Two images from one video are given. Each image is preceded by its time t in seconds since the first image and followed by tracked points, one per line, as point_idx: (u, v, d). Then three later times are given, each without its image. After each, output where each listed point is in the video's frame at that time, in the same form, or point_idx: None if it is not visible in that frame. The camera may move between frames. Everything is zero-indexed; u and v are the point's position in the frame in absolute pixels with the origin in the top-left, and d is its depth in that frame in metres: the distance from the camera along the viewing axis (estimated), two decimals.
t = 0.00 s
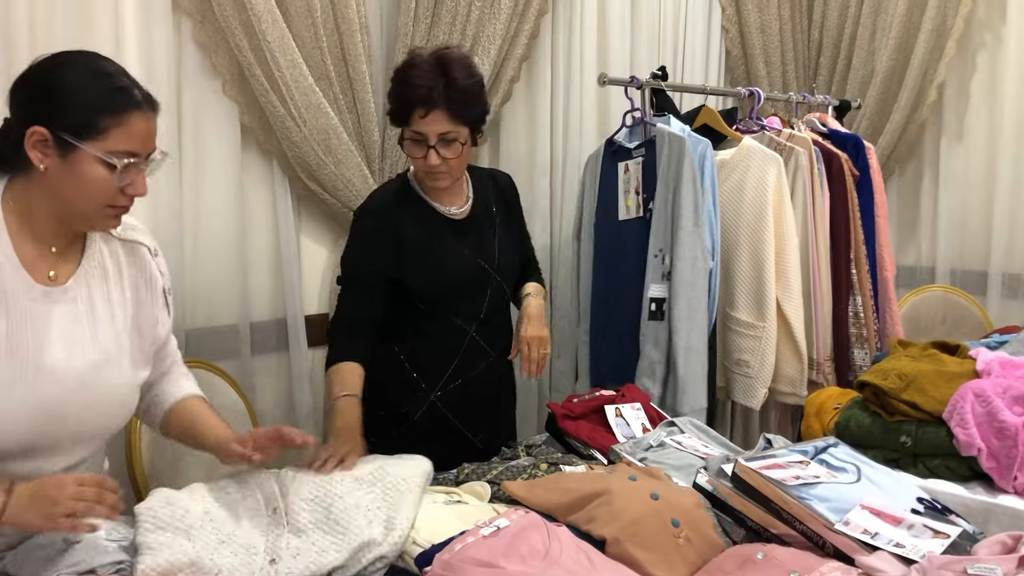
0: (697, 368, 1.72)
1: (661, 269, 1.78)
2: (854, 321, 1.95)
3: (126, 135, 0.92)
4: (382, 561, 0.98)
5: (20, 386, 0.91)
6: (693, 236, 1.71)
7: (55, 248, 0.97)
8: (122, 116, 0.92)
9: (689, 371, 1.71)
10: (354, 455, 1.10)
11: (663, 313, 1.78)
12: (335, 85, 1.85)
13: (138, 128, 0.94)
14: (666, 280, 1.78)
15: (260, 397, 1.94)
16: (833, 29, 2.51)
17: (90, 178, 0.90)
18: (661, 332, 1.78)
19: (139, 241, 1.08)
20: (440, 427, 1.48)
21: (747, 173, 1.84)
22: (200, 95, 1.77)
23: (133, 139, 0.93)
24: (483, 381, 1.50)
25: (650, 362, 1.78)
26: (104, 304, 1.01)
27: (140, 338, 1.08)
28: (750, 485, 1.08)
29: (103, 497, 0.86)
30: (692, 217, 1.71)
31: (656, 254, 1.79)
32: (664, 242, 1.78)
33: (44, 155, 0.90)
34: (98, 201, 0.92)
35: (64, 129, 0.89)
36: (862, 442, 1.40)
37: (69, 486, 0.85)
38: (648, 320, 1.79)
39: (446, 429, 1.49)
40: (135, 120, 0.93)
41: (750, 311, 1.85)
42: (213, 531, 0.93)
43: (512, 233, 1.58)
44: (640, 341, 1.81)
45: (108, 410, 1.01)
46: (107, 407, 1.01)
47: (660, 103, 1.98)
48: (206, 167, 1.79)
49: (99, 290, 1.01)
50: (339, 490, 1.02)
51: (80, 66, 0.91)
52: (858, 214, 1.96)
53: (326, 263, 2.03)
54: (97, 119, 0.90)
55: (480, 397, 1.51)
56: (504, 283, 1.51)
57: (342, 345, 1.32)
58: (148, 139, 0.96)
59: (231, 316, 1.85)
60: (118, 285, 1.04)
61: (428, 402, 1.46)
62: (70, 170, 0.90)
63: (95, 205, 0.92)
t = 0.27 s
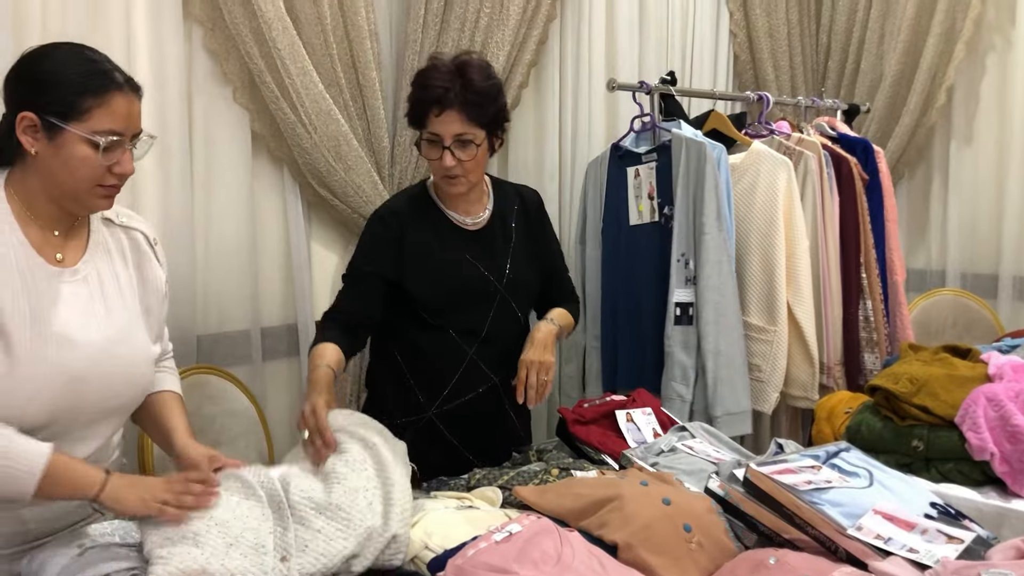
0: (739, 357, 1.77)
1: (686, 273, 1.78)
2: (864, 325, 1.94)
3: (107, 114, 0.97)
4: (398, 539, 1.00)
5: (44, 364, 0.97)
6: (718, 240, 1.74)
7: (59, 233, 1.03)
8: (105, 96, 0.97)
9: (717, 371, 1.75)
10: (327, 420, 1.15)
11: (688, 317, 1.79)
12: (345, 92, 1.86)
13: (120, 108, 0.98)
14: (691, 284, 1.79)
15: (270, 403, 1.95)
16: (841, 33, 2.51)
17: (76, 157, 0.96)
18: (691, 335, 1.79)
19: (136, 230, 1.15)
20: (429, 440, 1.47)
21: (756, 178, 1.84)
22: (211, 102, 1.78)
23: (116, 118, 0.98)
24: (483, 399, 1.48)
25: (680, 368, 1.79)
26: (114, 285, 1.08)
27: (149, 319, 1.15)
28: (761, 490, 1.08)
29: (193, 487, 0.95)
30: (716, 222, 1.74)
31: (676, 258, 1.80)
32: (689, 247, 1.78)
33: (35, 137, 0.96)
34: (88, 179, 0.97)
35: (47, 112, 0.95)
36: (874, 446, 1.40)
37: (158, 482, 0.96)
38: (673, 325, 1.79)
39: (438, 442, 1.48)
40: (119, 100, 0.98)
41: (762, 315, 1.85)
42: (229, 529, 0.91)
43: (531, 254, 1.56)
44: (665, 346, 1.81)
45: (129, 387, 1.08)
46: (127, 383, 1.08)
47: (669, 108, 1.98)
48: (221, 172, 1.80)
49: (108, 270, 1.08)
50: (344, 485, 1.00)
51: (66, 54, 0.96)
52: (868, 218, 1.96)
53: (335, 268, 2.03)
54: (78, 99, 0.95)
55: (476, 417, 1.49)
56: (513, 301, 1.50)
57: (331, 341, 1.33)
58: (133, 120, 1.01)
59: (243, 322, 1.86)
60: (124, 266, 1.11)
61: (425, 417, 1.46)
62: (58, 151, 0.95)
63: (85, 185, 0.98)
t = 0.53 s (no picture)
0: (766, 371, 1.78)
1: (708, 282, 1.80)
2: (881, 332, 1.93)
3: (108, 106, 1.01)
4: (418, 542, 1.02)
5: (70, 337, 1.02)
6: (741, 250, 1.76)
7: (72, 222, 1.07)
8: (106, 88, 1.01)
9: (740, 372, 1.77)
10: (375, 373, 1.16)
11: (710, 325, 1.80)
12: (363, 99, 1.88)
13: (121, 100, 1.02)
14: (712, 293, 1.80)
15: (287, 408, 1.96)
16: (858, 40, 2.50)
17: (78, 147, 1.00)
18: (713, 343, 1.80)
19: (147, 222, 1.20)
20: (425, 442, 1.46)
21: (773, 184, 1.84)
22: (230, 109, 1.80)
23: (117, 110, 1.02)
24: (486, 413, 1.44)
25: (702, 375, 1.79)
26: (127, 269, 1.13)
27: (166, 302, 1.19)
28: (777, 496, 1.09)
29: (202, 450, 0.96)
30: (739, 233, 1.76)
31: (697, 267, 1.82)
32: (710, 256, 1.79)
33: (42, 129, 1.00)
34: (92, 168, 1.01)
35: (52, 106, 0.99)
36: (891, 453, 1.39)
37: (168, 434, 0.95)
38: (695, 332, 1.80)
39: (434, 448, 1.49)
40: (120, 93, 1.02)
41: (778, 322, 1.84)
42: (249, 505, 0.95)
43: (535, 263, 1.52)
44: (687, 352, 1.82)
45: (151, 366, 1.13)
46: (150, 362, 1.12)
47: (685, 115, 1.99)
48: (241, 179, 1.82)
49: (122, 258, 1.13)
50: (355, 460, 1.04)
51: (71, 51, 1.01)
52: (885, 225, 1.96)
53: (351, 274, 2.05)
54: (80, 92, 0.99)
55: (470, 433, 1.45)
56: (512, 312, 1.47)
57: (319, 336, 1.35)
58: (135, 114, 1.05)
59: (260, 326, 1.87)
60: (137, 256, 1.16)
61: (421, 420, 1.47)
62: (63, 142, 1.00)
63: (88, 174, 1.02)
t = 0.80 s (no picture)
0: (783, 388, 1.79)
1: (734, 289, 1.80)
2: (905, 342, 1.92)
3: (124, 103, 1.04)
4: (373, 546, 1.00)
5: (87, 319, 1.03)
6: (769, 259, 1.76)
7: (94, 217, 1.09)
8: (123, 87, 1.04)
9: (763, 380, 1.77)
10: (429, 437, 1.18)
11: (735, 331, 1.80)
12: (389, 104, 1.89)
13: (137, 98, 1.05)
14: (737, 300, 1.80)
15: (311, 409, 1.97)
16: (885, 49, 2.49)
17: (94, 143, 1.02)
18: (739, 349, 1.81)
19: (172, 223, 1.22)
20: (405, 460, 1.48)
21: (798, 193, 1.84)
22: (259, 113, 1.82)
23: (132, 108, 1.04)
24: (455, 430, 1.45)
25: (726, 380, 1.80)
26: (150, 259, 1.14)
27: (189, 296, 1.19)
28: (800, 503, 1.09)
29: (165, 345, 0.94)
30: (768, 242, 1.76)
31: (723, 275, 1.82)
32: (736, 263, 1.79)
33: (63, 126, 1.03)
34: (109, 163, 1.04)
35: (73, 103, 1.02)
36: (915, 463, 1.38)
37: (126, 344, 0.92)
38: (718, 338, 1.81)
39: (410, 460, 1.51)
40: (135, 92, 1.05)
41: (802, 330, 1.84)
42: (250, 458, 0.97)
43: (509, 276, 1.49)
44: (709, 358, 1.82)
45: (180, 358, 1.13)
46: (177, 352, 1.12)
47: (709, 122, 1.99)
48: (269, 183, 1.84)
49: (147, 250, 1.15)
50: (359, 451, 1.03)
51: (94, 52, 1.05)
52: (911, 234, 1.95)
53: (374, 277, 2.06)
54: (97, 89, 1.03)
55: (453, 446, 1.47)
56: (479, 328, 1.46)
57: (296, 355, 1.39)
58: (152, 112, 1.07)
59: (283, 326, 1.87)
60: (163, 251, 1.17)
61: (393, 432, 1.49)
62: (80, 138, 1.02)
63: (104, 169, 1.04)
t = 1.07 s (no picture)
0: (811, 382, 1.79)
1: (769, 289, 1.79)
2: (941, 346, 1.90)
3: (150, 90, 1.06)
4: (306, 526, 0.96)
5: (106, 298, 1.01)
6: (809, 259, 1.75)
7: (129, 205, 1.10)
8: (148, 74, 1.07)
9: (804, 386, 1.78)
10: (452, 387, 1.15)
11: (771, 332, 1.80)
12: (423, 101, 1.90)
13: (163, 86, 1.07)
14: (775, 300, 1.80)
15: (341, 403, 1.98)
16: (922, 50, 2.46)
17: (122, 127, 1.05)
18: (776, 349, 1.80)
19: (212, 213, 1.20)
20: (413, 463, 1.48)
21: (832, 194, 1.82)
22: (295, 109, 1.84)
23: (156, 94, 1.07)
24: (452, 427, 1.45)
25: (762, 381, 1.80)
26: (186, 246, 1.12)
27: (225, 285, 1.16)
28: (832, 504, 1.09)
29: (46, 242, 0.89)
30: (807, 241, 1.75)
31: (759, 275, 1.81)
32: (772, 263, 1.79)
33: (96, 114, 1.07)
34: (136, 147, 1.05)
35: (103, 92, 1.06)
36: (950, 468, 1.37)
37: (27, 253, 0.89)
38: (755, 339, 1.80)
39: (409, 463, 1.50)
40: (160, 79, 1.07)
41: (835, 333, 1.82)
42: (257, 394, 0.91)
43: (501, 267, 1.47)
44: (747, 360, 1.82)
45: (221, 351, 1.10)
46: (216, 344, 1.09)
47: (743, 122, 1.98)
48: (304, 178, 1.86)
49: (183, 237, 1.13)
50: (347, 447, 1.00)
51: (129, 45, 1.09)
52: (948, 238, 1.92)
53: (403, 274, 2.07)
54: (124, 77, 1.06)
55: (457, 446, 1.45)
56: (473, 324, 1.46)
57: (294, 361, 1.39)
58: (179, 101, 1.09)
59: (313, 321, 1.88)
60: (201, 239, 1.16)
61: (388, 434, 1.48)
62: (110, 124, 1.05)
63: (132, 155, 1.06)
